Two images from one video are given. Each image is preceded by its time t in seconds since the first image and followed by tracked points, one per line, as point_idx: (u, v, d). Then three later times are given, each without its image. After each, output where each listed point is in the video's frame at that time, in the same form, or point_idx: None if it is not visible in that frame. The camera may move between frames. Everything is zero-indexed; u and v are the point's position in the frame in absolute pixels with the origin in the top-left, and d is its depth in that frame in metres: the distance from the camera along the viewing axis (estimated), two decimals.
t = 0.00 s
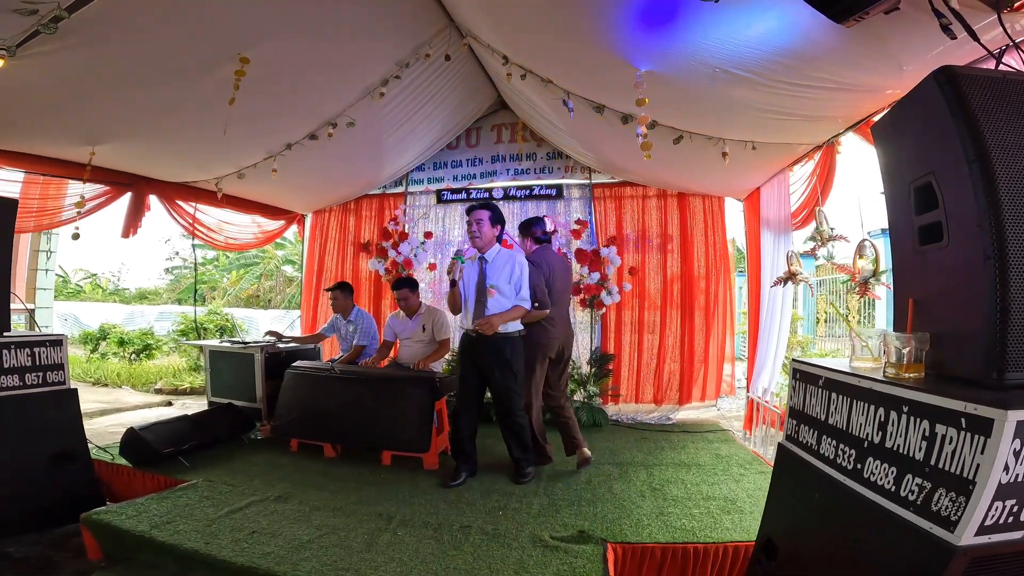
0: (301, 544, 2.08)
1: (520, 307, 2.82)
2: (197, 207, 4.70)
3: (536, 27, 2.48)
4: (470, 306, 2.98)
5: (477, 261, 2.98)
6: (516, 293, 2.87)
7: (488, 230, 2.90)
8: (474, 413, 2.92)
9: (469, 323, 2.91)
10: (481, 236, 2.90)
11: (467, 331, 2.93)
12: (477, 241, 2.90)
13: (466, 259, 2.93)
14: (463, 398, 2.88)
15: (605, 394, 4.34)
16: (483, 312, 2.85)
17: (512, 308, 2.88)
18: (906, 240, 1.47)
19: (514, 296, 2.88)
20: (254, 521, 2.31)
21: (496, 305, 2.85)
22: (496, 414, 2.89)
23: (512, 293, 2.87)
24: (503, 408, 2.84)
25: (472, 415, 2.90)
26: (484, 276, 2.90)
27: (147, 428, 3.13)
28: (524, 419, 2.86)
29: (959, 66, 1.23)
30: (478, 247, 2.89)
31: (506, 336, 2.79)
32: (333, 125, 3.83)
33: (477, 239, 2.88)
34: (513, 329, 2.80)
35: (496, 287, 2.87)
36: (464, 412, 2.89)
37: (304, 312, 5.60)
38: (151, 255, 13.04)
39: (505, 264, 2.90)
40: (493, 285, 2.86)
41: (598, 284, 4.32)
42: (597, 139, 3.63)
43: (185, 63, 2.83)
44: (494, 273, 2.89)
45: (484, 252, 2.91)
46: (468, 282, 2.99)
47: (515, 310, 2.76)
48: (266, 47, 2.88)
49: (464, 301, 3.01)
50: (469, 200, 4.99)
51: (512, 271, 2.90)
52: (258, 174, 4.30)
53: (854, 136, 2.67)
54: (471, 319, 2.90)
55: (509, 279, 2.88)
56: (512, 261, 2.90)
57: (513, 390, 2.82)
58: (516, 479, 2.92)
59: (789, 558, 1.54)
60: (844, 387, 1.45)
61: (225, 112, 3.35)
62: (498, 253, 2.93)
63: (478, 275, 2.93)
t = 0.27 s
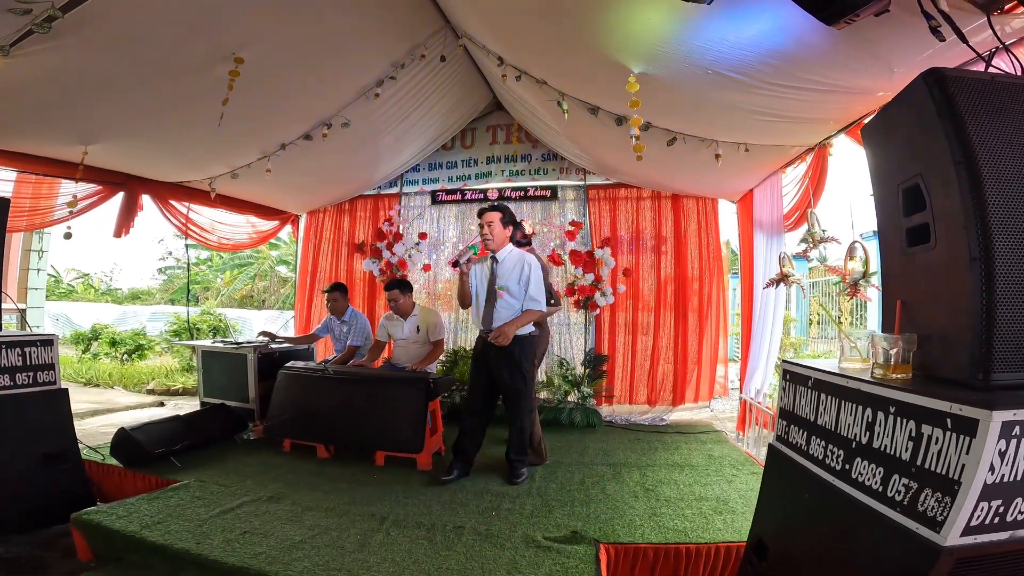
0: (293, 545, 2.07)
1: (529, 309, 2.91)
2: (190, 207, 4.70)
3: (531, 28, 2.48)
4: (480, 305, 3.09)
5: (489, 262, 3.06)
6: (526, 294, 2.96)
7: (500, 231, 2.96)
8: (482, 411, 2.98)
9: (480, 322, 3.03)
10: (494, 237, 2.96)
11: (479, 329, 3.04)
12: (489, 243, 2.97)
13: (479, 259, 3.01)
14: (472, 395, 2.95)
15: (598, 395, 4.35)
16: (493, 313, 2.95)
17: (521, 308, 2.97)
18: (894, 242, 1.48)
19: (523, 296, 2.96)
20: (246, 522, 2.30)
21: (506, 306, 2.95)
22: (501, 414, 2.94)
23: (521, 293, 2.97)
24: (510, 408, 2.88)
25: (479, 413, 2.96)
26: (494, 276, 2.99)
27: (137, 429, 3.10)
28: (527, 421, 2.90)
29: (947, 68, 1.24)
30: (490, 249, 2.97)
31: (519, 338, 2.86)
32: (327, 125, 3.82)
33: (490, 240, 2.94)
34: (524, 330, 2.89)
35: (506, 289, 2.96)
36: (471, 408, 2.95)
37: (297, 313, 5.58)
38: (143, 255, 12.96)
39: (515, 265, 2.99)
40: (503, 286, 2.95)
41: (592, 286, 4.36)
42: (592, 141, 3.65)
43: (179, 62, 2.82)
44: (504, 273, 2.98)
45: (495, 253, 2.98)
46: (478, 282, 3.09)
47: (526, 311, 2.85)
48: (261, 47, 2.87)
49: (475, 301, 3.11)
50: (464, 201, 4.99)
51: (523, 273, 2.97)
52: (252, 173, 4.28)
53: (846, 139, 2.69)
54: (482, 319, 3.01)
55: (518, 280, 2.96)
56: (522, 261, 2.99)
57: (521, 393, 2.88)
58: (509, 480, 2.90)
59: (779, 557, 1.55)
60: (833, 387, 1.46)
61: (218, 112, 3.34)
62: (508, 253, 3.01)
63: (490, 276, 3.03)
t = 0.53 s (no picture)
0: (283, 545, 2.06)
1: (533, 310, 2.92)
2: (183, 207, 4.66)
3: (525, 29, 2.48)
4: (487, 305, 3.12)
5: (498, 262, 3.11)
6: (531, 296, 2.97)
7: (506, 231, 3.02)
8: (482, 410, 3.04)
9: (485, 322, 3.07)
10: (500, 237, 3.03)
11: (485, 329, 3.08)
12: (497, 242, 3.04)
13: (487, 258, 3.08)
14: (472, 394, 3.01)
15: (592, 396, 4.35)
16: (498, 312, 2.99)
17: (526, 310, 2.99)
18: (883, 243, 1.49)
19: (528, 297, 2.98)
20: (237, 522, 2.29)
21: (510, 307, 2.97)
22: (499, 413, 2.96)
23: (527, 294, 2.99)
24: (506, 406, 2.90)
25: (481, 411, 3.03)
26: (502, 276, 3.03)
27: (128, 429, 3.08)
28: (523, 420, 2.90)
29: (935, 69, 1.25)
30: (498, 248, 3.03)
31: (518, 338, 2.88)
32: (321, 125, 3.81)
33: (497, 240, 3.02)
34: (525, 331, 2.90)
35: (511, 289, 2.98)
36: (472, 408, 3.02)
37: (291, 313, 5.56)
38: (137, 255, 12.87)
39: (522, 266, 3.02)
40: (510, 286, 2.98)
41: (586, 286, 4.38)
42: (586, 142, 3.65)
43: (173, 61, 2.80)
44: (511, 274, 3.02)
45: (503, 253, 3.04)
46: (487, 281, 3.14)
47: (529, 312, 2.87)
48: (255, 46, 2.86)
49: (482, 300, 3.16)
50: (459, 202, 4.99)
51: (529, 274, 2.99)
52: (245, 173, 4.26)
53: (838, 140, 2.71)
54: (488, 319, 3.05)
55: (524, 281, 2.99)
56: (529, 263, 3.02)
57: (517, 391, 2.88)
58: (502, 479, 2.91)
59: (770, 557, 1.55)
60: (822, 388, 1.47)
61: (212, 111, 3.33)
62: (516, 255, 3.07)
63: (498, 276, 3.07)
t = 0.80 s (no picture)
0: (277, 545, 2.05)
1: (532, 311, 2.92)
2: (178, 206, 4.63)
3: (522, 29, 2.48)
4: (483, 304, 3.10)
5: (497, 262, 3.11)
6: (530, 297, 2.98)
7: (507, 232, 3.04)
8: (483, 412, 3.08)
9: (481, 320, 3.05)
10: (501, 237, 3.04)
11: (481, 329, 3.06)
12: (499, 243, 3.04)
13: (487, 257, 3.08)
14: (471, 398, 3.04)
15: (587, 397, 4.35)
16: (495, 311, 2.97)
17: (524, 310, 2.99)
18: (876, 244, 1.50)
19: (527, 298, 2.99)
20: (230, 522, 2.28)
21: (508, 306, 2.97)
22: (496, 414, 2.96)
23: (526, 295, 2.99)
24: (500, 407, 2.90)
25: (482, 413, 3.07)
26: (502, 276, 3.03)
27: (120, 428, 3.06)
28: (518, 422, 2.89)
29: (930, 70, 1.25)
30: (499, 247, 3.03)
31: (513, 338, 2.88)
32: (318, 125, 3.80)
33: (497, 240, 3.03)
34: (520, 331, 2.90)
35: (510, 290, 2.98)
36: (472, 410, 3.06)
37: (286, 313, 5.54)
38: (131, 254, 12.80)
39: (522, 267, 3.02)
40: (509, 286, 2.98)
41: (582, 287, 4.40)
42: (583, 142, 3.65)
43: (168, 60, 2.79)
44: (511, 274, 3.02)
45: (504, 253, 3.04)
46: (486, 280, 3.13)
47: (527, 311, 2.86)
48: (251, 45, 2.85)
49: (480, 298, 3.14)
50: (455, 202, 4.99)
51: (529, 275, 3.00)
52: (241, 172, 4.25)
53: (833, 142, 2.72)
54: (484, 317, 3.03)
55: (524, 282, 3.00)
56: (530, 264, 3.02)
57: (512, 392, 2.87)
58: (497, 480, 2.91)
59: (764, 557, 1.56)
60: (815, 389, 1.47)
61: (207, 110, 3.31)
62: (517, 256, 3.06)
63: (497, 275, 3.07)
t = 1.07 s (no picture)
0: (277, 544, 2.06)
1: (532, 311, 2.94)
2: (176, 206, 4.63)
3: (522, 30, 2.49)
4: (483, 303, 3.11)
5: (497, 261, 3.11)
6: (530, 297, 3.00)
7: (507, 231, 3.04)
8: (484, 411, 3.10)
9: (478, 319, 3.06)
10: (502, 237, 3.04)
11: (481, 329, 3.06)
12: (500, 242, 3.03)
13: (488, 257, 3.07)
14: (472, 395, 3.06)
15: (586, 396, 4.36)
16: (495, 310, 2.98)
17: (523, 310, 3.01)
18: (874, 244, 1.51)
19: (526, 298, 3.00)
20: (230, 522, 2.28)
21: (508, 306, 2.98)
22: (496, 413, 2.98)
23: (525, 296, 3.00)
24: (500, 405, 2.91)
25: (483, 412, 3.08)
26: (502, 275, 3.03)
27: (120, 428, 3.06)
28: (517, 420, 2.90)
29: (927, 72, 1.26)
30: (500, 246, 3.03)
31: (513, 338, 2.88)
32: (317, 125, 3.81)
33: (498, 240, 3.02)
34: (519, 330, 2.91)
35: (510, 289, 2.99)
36: (473, 408, 3.08)
37: (285, 313, 5.54)
38: (129, 254, 12.78)
39: (523, 266, 3.03)
40: (509, 286, 2.98)
41: (581, 287, 4.40)
42: (582, 142, 3.66)
43: (168, 59, 2.79)
44: (511, 274, 3.02)
45: (505, 253, 3.04)
46: (486, 280, 3.13)
47: (526, 311, 2.88)
48: (251, 44, 2.85)
49: (480, 297, 3.14)
50: (454, 202, 4.99)
51: (529, 275, 3.02)
52: (240, 172, 4.25)
53: (831, 142, 2.73)
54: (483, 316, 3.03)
55: (524, 282, 3.01)
56: (530, 265, 3.03)
57: (512, 390, 2.88)
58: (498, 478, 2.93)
59: (762, 556, 1.56)
60: (813, 388, 1.48)
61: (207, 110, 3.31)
62: (518, 256, 3.06)
63: (497, 274, 3.07)
